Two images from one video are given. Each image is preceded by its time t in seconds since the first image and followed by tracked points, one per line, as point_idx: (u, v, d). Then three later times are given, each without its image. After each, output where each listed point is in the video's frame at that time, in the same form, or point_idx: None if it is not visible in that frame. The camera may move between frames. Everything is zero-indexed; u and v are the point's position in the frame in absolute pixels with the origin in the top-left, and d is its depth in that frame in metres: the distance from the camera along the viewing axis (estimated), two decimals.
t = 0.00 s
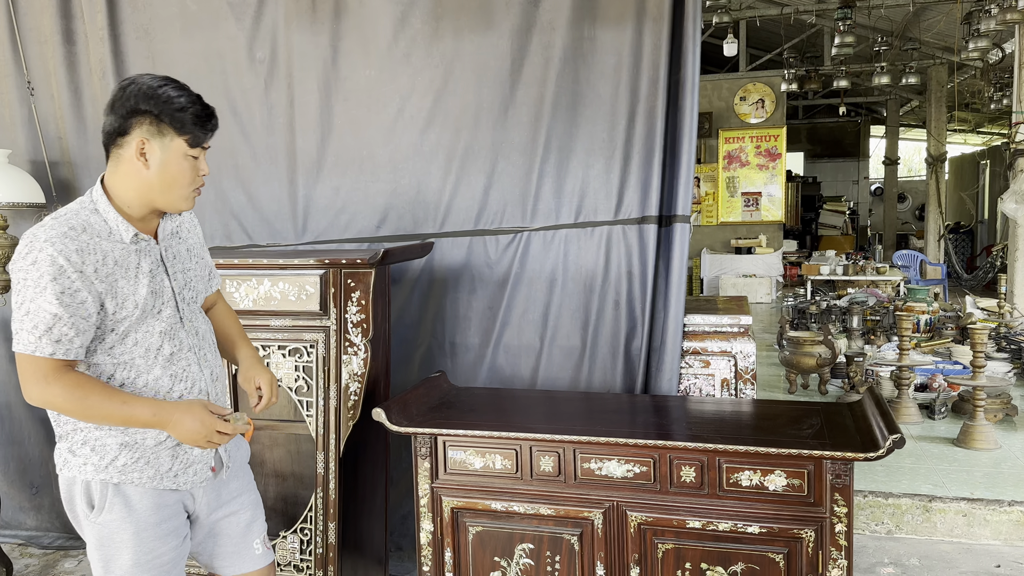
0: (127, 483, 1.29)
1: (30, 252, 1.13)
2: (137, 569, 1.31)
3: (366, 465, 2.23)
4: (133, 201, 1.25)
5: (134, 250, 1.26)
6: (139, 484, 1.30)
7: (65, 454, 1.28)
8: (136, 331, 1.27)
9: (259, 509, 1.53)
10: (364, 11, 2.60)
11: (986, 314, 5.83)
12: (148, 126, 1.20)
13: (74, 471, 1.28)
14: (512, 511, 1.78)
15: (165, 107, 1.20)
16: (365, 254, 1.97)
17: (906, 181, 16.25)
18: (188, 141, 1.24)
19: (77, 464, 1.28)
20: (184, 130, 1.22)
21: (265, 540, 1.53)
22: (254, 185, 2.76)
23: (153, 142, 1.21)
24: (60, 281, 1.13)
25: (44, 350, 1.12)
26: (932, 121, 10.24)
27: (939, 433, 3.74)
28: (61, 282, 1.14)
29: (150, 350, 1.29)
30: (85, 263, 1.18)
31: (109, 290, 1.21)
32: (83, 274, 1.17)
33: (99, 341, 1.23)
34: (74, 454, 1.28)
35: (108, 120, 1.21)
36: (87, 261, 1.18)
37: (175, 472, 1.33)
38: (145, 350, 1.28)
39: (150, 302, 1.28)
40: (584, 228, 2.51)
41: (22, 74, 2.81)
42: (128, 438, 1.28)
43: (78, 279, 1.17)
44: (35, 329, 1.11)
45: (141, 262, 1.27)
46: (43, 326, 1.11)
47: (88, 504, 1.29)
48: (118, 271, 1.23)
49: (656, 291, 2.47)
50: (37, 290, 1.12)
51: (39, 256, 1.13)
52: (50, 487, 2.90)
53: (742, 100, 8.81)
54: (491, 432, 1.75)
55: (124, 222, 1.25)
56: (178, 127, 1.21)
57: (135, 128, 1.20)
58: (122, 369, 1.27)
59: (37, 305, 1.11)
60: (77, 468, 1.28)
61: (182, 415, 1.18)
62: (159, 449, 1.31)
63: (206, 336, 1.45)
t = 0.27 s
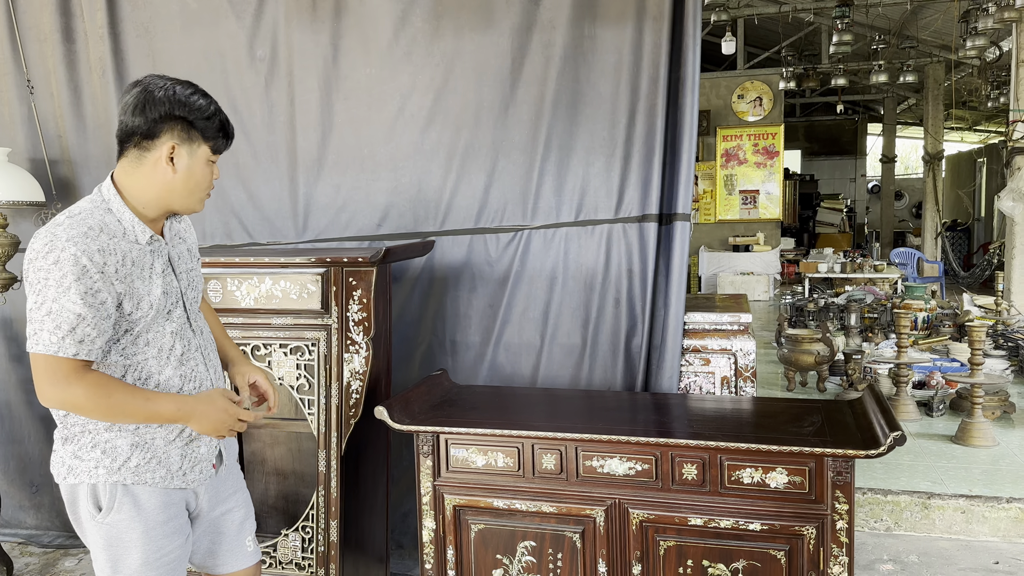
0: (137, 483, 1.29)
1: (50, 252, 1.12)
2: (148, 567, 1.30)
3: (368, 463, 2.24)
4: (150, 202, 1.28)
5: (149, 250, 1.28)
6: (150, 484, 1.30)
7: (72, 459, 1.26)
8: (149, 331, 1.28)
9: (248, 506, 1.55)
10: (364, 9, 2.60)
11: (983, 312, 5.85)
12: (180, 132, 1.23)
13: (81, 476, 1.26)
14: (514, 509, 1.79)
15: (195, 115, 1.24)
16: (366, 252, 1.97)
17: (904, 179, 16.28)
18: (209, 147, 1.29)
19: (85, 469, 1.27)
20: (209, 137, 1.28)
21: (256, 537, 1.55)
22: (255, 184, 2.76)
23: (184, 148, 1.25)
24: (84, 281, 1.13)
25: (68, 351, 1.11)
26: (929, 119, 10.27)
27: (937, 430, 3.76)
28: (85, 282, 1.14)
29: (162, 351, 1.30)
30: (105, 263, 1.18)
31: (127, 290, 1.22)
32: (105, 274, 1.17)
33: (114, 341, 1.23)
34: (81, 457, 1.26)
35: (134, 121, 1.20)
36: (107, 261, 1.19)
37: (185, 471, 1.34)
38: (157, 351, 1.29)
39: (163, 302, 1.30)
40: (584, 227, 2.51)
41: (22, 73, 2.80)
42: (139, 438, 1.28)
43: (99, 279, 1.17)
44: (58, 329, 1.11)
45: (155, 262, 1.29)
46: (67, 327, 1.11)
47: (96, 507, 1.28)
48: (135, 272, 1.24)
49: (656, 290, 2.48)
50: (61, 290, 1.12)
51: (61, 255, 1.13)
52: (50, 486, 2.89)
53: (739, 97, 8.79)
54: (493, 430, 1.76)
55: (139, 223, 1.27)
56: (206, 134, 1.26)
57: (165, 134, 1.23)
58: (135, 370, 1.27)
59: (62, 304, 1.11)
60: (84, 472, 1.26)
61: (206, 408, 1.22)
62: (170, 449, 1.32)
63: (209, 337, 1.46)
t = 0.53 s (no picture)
0: (147, 482, 1.29)
1: (67, 242, 1.13)
2: (157, 566, 1.31)
3: (368, 460, 2.24)
4: (164, 196, 1.28)
5: (162, 244, 1.29)
6: (160, 483, 1.30)
7: (81, 458, 1.27)
8: (160, 324, 1.29)
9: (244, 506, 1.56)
10: (362, 6, 2.60)
11: (976, 308, 5.90)
12: (197, 127, 1.25)
13: (91, 475, 1.27)
14: (516, 504, 1.80)
15: (211, 110, 1.26)
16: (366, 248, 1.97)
17: (896, 176, 16.37)
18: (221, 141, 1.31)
19: (94, 469, 1.27)
20: (223, 131, 1.30)
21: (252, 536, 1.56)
22: (254, 181, 2.76)
23: (201, 142, 1.26)
24: (101, 271, 1.14)
25: (87, 339, 1.12)
26: (922, 117, 10.33)
27: (931, 425, 3.79)
28: (102, 272, 1.14)
29: (173, 344, 1.31)
30: (119, 255, 1.19)
31: (140, 283, 1.23)
32: (120, 265, 1.18)
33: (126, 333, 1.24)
34: (91, 456, 1.27)
35: (151, 116, 1.21)
36: (121, 253, 1.19)
37: (195, 468, 1.34)
38: (167, 344, 1.30)
39: (175, 295, 1.31)
40: (583, 223, 2.52)
41: (19, 70, 2.79)
42: (149, 435, 1.29)
43: (114, 270, 1.18)
44: (76, 318, 1.11)
45: (167, 256, 1.30)
46: (85, 316, 1.12)
47: (105, 505, 1.29)
48: (148, 265, 1.25)
49: (654, 287, 2.49)
50: (78, 279, 1.12)
51: (78, 245, 1.13)
52: (47, 483, 2.89)
53: (733, 95, 8.79)
54: (494, 426, 1.77)
55: (153, 215, 1.28)
56: (220, 128, 1.29)
57: (183, 129, 1.24)
58: (145, 363, 1.27)
59: (80, 293, 1.11)
60: (93, 472, 1.27)
61: (222, 396, 1.24)
62: (179, 446, 1.33)
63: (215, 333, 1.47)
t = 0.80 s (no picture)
0: (157, 478, 1.30)
1: (75, 236, 1.14)
2: (166, 562, 1.32)
3: (369, 455, 2.26)
4: (172, 190, 1.29)
5: (171, 239, 1.30)
6: (170, 479, 1.31)
7: (92, 453, 1.28)
8: (170, 319, 1.29)
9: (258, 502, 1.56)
10: (361, 4, 2.60)
11: (966, 305, 5.96)
12: (201, 120, 1.26)
13: (101, 470, 1.28)
14: (518, 498, 1.82)
15: (215, 102, 1.27)
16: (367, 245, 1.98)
17: (886, 173, 16.47)
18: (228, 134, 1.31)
19: (105, 465, 1.28)
20: (229, 123, 1.30)
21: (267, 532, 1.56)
22: (252, 178, 2.77)
23: (206, 135, 1.27)
24: (108, 265, 1.15)
25: (92, 333, 1.12)
26: (913, 114, 10.40)
27: (923, 420, 3.84)
28: (109, 265, 1.15)
29: (182, 340, 1.31)
30: (127, 250, 1.19)
31: (148, 277, 1.24)
32: (127, 260, 1.19)
33: (136, 328, 1.25)
34: (102, 452, 1.28)
35: (156, 111, 1.23)
36: (130, 248, 1.20)
37: (205, 464, 1.35)
38: (177, 340, 1.30)
39: (183, 291, 1.31)
40: (582, 220, 2.54)
41: (15, 66, 2.78)
42: (159, 431, 1.30)
43: (122, 265, 1.18)
44: (83, 312, 1.12)
45: (176, 251, 1.31)
46: (91, 309, 1.12)
47: (115, 501, 1.30)
48: (157, 260, 1.26)
49: (652, 283, 2.51)
50: (85, 273, 1.13)
51: (86, 239, 1.14)
52: (45, 480, 2.89)
53: (725, 93, 8.86)
54: (496, 421, 1.78)
55: (162, 210, 1.28)
56: (226, 120, 1.29)
57: (187, 121, 1.25)
58: (154, 358, 1.28)
59: (86, 287, 1.12)
60: (104, 468, 1.28)
61: (229, 395, 1.23)
62: (189, 442, 1.33)
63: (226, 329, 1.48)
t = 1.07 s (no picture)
0: (153, 475, 1.32)
1: (67, 236, 1.15)
2: (160, 559, 1.33)
3: (370, 451, 2.27)
4: (171, 188, 1.30)
5: (170, 238, 1.31)
6: (166, 477, 1.32)
7: (92, 448, 1.30)
8: (168, 318, 1.30)
9: (269, 499, 1.55)
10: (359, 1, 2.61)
11: (957, 301, 6.02)
12: (192, 115, 1.25)
13: (101, 465, 1.30)
14: (519, 492, 1.84)
15: (206, 96, 1.26)
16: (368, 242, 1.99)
17: (877, 170, 16.57)
18: (225, 130, 1.30)
19: (105, 460, 1.30)
20: (223, 117, 1.29)
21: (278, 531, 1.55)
22: (250, 175, 2.77)
23: (197, 131, 1.27)
24: (99, 266, 1.16)
25: (82, 333, 1.14)
26: (904, 111, 10.47)
27: (915, 414, 3.88)
28: (100, 266, 1.16)
29: (180, 339, 1.32)
30: (120, 250, 1.20)
31: (144, 277, 1.24)
32: (121, 260, 1.20)
33: (133, 327, 1.26)
34: (102, 447, 1.30)
35: (146, 108, 1.24)
36: (124, 247, 1.21)
37: (203, 463, 1.36)
38: (175, 339, 1.31)
39: (182, 290, 1.31)
40: (579, 217, 2.56)
41: (12, 63, 2.77)
42: (158, 428, 1.31)
43: (115, 265, 1.19)
44: (73, 312, 1.13)
45: (175, 251, 1.31)
46: (82, 309, 1.13)
47: (113, 495, 1.32)
48: (153, 259, 1.26)
49: (649, 280, 2.53)
50: (76, 274, 1.14)
51: (78, 240, 1.15)
52: (44, 477, 2.89)
53: (717, 90, 8.89)
54: (497, 416, 1.80)
55: (160, 209, 1.29)
56: (218, 114, 1.28)
57: (178, 118, 1.25)
58: (153, 357, 1.30)
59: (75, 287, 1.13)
60: (104, 463, 1.30)
61: (218, 401, 1.20)
62: (188, 441, 1.34)
63: (232, 327, 1.48)
